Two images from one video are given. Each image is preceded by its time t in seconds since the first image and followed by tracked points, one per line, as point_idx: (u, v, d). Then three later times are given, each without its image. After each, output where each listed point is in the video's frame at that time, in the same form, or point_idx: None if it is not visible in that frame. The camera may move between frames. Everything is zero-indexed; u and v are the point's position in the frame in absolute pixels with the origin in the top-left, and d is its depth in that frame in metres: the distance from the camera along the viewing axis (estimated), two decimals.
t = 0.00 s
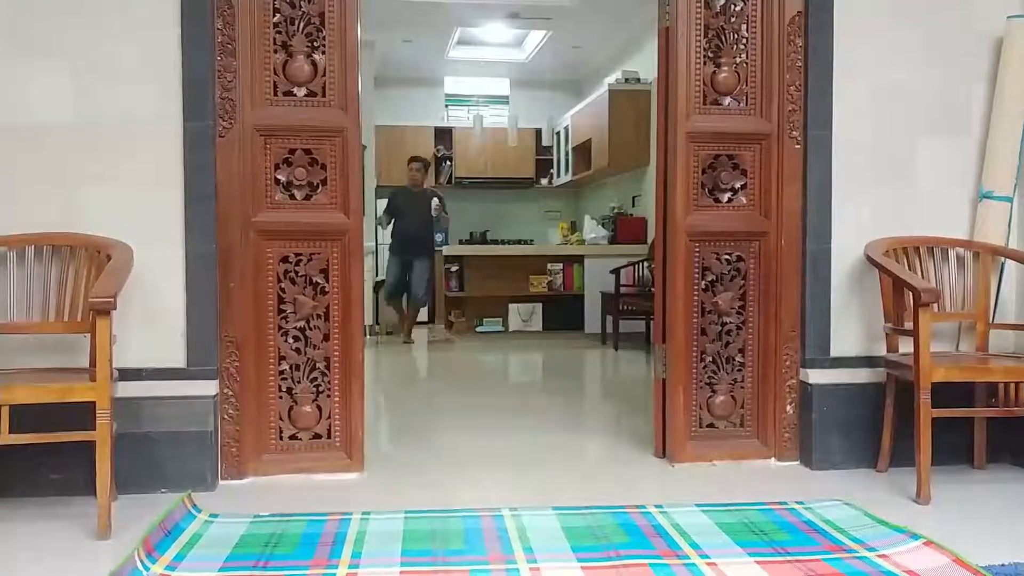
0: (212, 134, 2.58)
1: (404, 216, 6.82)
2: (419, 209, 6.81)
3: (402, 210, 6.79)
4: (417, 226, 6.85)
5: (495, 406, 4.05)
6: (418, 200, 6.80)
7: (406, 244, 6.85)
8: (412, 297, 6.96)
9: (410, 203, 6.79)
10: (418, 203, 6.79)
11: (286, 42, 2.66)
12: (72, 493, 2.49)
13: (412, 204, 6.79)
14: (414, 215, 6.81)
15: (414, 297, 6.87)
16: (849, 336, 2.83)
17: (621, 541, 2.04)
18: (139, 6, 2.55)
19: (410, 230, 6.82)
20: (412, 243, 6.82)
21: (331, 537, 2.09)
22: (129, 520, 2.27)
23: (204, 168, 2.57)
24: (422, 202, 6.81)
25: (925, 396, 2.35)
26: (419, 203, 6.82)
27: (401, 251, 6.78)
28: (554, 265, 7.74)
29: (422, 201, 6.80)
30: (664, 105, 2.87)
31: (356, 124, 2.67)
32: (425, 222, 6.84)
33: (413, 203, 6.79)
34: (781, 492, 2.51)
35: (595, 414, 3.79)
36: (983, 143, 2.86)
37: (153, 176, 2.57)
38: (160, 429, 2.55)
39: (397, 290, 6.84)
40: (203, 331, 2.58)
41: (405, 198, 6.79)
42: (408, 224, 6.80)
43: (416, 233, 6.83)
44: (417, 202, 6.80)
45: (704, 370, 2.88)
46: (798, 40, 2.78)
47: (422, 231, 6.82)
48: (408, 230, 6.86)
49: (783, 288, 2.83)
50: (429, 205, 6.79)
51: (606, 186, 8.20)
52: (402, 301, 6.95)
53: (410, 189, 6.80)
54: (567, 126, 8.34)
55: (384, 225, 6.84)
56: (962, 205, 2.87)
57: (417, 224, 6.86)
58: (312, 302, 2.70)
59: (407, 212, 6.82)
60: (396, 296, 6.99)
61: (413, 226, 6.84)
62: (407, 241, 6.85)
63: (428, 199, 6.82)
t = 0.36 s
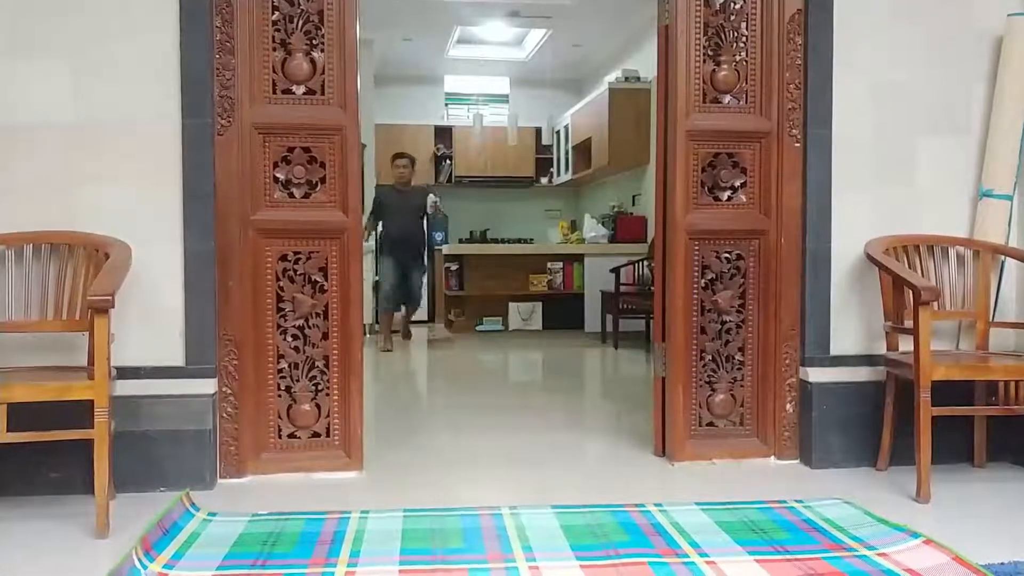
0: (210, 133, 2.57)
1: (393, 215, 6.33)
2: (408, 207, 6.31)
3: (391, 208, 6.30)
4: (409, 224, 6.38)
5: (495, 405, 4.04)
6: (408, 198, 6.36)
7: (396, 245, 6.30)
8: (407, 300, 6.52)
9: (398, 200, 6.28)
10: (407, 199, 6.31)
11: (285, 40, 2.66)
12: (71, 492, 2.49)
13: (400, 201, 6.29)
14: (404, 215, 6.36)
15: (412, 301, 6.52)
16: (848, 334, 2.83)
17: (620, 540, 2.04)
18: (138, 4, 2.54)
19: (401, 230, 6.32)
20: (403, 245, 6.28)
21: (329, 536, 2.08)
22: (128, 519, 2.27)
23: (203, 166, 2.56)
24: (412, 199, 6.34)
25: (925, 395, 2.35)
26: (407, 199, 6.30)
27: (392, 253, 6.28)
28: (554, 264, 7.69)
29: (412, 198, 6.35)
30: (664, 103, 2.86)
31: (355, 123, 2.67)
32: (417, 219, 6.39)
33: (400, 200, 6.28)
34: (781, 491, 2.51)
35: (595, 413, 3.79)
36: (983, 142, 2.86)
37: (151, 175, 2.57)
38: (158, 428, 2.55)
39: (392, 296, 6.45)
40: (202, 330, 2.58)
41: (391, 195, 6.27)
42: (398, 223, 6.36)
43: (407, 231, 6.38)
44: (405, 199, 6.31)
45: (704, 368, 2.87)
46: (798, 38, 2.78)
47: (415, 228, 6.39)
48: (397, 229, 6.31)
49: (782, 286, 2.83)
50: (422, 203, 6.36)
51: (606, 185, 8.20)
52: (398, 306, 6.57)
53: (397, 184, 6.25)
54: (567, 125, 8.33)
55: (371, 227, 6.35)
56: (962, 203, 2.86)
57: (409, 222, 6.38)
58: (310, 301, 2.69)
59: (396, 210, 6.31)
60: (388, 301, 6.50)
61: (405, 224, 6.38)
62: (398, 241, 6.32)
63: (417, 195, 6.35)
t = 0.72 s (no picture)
0: (211, 131, 2.57)
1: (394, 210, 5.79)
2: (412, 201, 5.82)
3: (393, 201, 5.81)
4: (413, 219, 5.84)
5: (495, 404, 4.04)
6: (411, 190, 5.81)
7: (399, 242, 5.88)
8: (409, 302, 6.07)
9: (402, 193, 5.79)
10: (411, 194, 5.83)
11: (285, 39, 2.65)
12: (71, 491, 2.49)
13: (402, 196, 5.79)
14: (405, 207, 5.82)
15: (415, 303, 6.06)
16: (849, 332, 2.83)
17: (620, 539, 2.04)
18: (137, 2, 2.54)
19: (404, 227, 5.85)
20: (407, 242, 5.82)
21: (329, 534, 2.08)
22: (128, 517, 2.27)
23: (203, 165, 2.56)
24: (414, 192, 5.79)
25: (926, 394, 2.35)
26: (411, 194, 5.79)
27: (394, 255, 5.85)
28: (554, 263, 7.74)
29: (415, 192, 5.82)
30: (665, 101, 2.86)
31: (355, 121, 2.66)
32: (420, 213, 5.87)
33: (404, 193, 5.79)
34: (781, 490, 2.50)
35: (595, 412, 3.78)
36: (983, 141, 2.86)
37: (151, 173, 2.56)
38: (158, 427, 2.55)
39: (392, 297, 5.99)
40: (202, 328, 2.58)
41: (391, 187, 5.73)
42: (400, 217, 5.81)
43: (409, 227, 5.86)
44: (408, 192, 5.81)
45: (704, 367, 2.87)
46: (799, 36, 2.78)
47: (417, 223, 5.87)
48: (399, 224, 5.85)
49: (783, 284, 2.82)
50: (426, 197, 5.87)
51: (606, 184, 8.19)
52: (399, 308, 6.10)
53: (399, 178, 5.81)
54: (567, 124, 8.32)
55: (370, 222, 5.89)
56: (962, 202, 2.86)
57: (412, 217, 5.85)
58: (310, 299, 2.69)
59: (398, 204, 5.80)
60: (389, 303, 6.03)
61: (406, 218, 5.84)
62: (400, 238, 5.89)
63: (422, 188, 5.84)
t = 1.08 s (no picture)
0: (212, 131, 2.57)
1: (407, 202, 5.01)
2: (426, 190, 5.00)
3: (402, 192, 4.98)
4: (428, 210, 5.03)
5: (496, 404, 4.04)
6: (425, 177, 4.98)
7: (413, 238, 5.05)
8: (427, 310, 5.27)
9: (414, 181, 4.96)
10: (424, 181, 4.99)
11: (286, 38, 2.65)
12: (72, 490, 2.49)
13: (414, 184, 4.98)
14: (418, 196, 5.00)
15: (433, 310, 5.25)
16: (851, 331, 2.82)
17: (622, 539, 2.03)
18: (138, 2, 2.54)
19: (419, 221, 5.02)
20: (423, 239, 5.06)
21: (331, 534, 2.08)
22: (128, 517, 2.26)
23: (204, 165, 2.56)
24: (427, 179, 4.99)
25: (928, 394, 2.34)
26: (426, 181, 4.99)
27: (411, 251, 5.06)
28: (555, 262, 7.78)
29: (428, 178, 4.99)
30: (666, 101, 2.85)
31: (356, 121, 2.66)
32: (435, 202, 5.03)
33: (415, 180, 4.96)
34: (783, 490, 2.50)
35: (596, 412, 3.78)
36: (985, 142, 2.85)
37: (152, 173, 2.56)
38: (158, 427, 2.55)
39: (411, 304, 5.20)
40: (203, 328, 2.58)
41: (402, 176, 4.96)
42: (413, 210, 5.02)
43: (424, 220, 5.03)
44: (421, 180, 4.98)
45: (706, 367, 2.87)
46: (801, 36, 2.77)
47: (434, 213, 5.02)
48: (411, 217, 5.03)
49: (785, 284, 2.82)
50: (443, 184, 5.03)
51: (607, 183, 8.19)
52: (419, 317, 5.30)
53: (408, 166, 4.92)
54: (568, 124, 8.32)
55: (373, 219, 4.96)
56: (964, 202, 2.86)
57: (427, 208, 5.02)
58: (311, 299, 2.69)
59: (410, 192, 4.98)
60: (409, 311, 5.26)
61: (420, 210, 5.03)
62: (415, 233, 5.07)
63: (438, 173, 5.03)
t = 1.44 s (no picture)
0: (213, 129, 2.57)
1: (415, 195, 4.76)
2: (435, 180, 4.76)
3: (410, 184, 4.75)
4: (438, 201, 4.81)
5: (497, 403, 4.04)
6: (433, 165, 4.75)
7: (423, 232, 4.80)
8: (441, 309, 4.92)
9: (422, 169, 4.73)
10: (431, 169, 4.74)
11: (288, 36, 2.64)
12: (73, 489, 2.48)
13: (422, 173, 4.73)
14: (427, 187, 4.76)
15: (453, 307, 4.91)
16: (854, 330, 2.82)
17: (624, 538, 2.03)
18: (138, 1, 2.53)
19: (429, 213, 4.77)
20: (432, 232, 4.80)
21: (333, 533, 2.08)
22: (130, 516, 2.26)
23: (205, 163, 2.56)
24: (435, 168, 4.75)
25: (931, 393, 2.34)
26: (433, 170, 4.75)
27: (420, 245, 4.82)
28: (558, 261, 7.80)
29: (437, 168, 4.77)
30: (668, 100, 2.85)
31: (358, 119, 2.65)
32: (444, 194, 4.81)
33: (422, 169, 4.73)
34: (785, 489, 2.50)
35: (597, 411, 3.78)
36: (988, 140, 2.85)
37: (153, 172, 2.56)
38: (160, 425, 2.54)
39: (419, 305, 4.84)
40: (205, 326, 2.58)
41: (408, 166, 4.73)
42: (422, 202, 4.77)
43: (433, 213, 4.78)
44: (430, 169, 4.74)
45: (708, 365, 2.86)
46: (803, 34, 2.77)
47: (445, 204, 4.79)
48: (419, 209, 4.77)
49: (787, 283, 2.82)
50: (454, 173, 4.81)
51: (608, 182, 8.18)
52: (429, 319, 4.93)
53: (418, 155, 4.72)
54: (569, 123, 8.31)
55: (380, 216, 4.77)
56: (967, 201, 2.85)
57: (435, 200, 4.79)
58: (313, 298, 2.68)
59: (417, 183, 4.74)
60: (417, 313, 4.88)
61: (429, 202, 4.80)
62: (425, 227, 4.82)
63: (446, 161, 4.78)
